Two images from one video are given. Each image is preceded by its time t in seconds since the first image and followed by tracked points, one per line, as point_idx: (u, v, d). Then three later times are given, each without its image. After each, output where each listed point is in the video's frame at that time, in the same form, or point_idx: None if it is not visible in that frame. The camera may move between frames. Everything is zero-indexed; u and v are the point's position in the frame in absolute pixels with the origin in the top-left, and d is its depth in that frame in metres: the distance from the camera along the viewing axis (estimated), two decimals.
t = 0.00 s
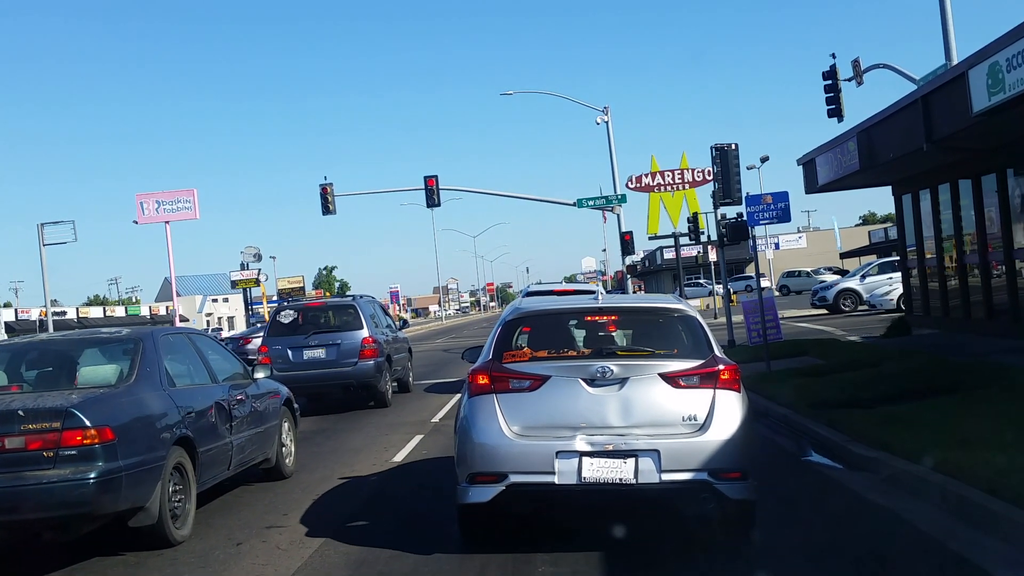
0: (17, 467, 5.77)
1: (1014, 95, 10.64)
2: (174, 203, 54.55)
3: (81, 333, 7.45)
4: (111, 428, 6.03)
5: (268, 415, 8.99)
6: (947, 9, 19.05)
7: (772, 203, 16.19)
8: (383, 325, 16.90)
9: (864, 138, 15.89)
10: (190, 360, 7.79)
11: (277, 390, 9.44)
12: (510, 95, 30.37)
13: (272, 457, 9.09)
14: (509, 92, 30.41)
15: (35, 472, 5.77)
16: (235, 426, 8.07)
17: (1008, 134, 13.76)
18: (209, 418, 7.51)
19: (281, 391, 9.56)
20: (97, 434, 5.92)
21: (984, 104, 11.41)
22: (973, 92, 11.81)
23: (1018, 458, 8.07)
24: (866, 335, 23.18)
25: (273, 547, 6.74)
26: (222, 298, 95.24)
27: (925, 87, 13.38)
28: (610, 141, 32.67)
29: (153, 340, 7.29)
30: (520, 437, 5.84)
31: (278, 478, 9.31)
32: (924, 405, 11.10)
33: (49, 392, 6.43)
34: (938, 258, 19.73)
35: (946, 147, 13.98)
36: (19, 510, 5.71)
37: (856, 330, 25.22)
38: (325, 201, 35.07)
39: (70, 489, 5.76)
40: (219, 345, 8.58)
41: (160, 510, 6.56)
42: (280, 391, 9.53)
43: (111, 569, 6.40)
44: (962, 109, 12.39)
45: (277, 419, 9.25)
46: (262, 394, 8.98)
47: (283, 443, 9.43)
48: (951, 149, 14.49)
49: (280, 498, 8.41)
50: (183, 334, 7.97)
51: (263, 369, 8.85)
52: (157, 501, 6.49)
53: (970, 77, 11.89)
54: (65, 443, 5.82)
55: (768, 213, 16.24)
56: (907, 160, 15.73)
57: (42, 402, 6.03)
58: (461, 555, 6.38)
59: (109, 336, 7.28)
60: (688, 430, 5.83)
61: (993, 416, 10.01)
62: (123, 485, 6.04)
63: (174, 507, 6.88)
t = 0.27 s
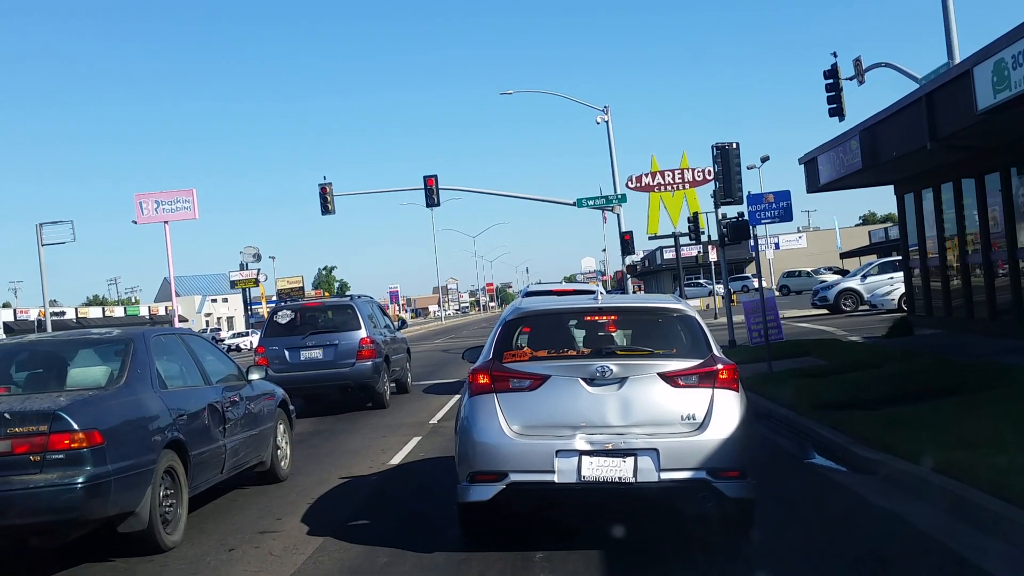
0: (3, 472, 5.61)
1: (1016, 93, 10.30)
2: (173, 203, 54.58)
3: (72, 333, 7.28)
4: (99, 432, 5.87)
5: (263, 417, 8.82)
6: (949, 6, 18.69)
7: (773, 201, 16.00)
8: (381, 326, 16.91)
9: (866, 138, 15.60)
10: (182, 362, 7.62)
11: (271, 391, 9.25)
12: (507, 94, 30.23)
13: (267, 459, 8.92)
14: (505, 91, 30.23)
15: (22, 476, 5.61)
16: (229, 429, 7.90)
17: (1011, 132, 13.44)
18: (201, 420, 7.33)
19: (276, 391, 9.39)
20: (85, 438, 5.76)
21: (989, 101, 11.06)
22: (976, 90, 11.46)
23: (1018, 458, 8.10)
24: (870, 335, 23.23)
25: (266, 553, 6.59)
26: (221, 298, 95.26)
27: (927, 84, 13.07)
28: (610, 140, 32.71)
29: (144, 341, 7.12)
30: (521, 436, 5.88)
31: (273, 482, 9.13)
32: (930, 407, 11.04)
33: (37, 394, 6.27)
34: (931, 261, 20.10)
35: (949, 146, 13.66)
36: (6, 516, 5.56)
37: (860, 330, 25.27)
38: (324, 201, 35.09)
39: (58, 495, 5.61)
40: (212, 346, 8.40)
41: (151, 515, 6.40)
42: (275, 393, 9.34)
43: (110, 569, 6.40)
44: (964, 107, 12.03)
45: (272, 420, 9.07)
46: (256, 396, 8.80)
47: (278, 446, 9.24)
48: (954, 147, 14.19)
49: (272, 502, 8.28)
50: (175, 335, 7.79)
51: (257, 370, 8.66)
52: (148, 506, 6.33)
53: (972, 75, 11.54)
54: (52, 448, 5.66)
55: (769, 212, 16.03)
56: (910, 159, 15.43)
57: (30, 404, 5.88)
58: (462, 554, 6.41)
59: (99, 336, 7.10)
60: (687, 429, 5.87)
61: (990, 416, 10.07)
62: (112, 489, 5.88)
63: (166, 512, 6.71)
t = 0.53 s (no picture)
0: None
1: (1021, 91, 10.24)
2: (172, 203, 54.59)
3: (60, 334, 7.07)
4: (87, 436, 5.68)
5: (258, 420, 8.58)
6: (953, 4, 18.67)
7: (776, 201, 15.64)
8: (379, 326, 16.91)
9: (869, 137, 15.55)
10: (174, 364, 7.40)
11: (266, 393, 9.01)
12: (505, 94, 29.89)
13: (262, 463, 8.68)
14: (502, 91, 29.92)
15: (7, 482, 5.43)
16: (222, 432, 7.68)
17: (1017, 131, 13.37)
18: (193, 423, 7.11)
19: (271, 393, 9.17)
20: (72, 442, 5.58)
21: (996, 98, 10.94)
22: (981, 87, 11.40)
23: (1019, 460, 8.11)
24: (876, 335, 23.25)
25: (258, 560, 6.43)
26: (220, 299, 95.26)
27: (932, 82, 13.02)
28: (611, 139, 32.74)
29: (134, 342, 6.91)
30: (522, 436, 5.91)
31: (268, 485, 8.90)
32: (933, 408, 11.02)
33: (23, 397, 6.07)
34: (932, 258, 20.20)
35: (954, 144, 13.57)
36: None
37: (864, 330, 25.30)
38: (322, 201, 35.10)
39: (44, 501, 5.42)
40: (205, 348, 8.17)
41: (140, 521, 6.19)
42: (270, 395, 9.09)
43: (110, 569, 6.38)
44: (969, 105, 11.97)
45: (267, 423, 8.81)
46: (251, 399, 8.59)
47: (273, 449, 9.01)
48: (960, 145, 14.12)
49: (267, 506, 8.07)
50: (167, 336, 7.57)
51: (251, 373, 8.46)
52: (137, 512, 6.13)
53: (977, 72, 11.48)
54: (38, 453, 5.47)
55: (771, 212, 15.68)
56: (914, 157, 15.38)
57: (15, 408, 5.68)
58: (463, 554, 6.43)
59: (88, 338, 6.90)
60: (687, 429, 5.90)
61: (990, 417, 10.09)
62: (100, 495, 5.69)
63: (156, 518, 6.50)
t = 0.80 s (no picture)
0: None
1: None
2: (172, 203, 54.60)
3: (49, 335, 6.74)
4: (72, 441, 5.38)
5: (252, 423, 8.17)
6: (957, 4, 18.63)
7: (778, 200, 15.49)
8: (378, 327, 16.90)
9: (873, 135, 15.47)
10: (166, 365, 7.05)
11: (261, 394, 8.63)
12: (505, 94, 30.14)
13: (256, 467, 8.30)
14: (503, 91, 30.16)
15: None
16: (214, 436, 7.27)
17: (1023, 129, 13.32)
18: (184, 426, 6.72)
19: (267, 395, 8.80)
20: (57, 447, 5.28)
21: (1002, 95, 10.90)
22: (988, 84, 11.36)
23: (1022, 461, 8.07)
24: (881, 335, 23.23)
25: (250, 569, 6.20)
26: (220, 299, 95.31)
27: (938, 79, 12.97)
28: (612, 140, 32.70)
29: (125, 342, 6.58)
30: (522, 436, 5.90)
31: (264, 489, 8.54)
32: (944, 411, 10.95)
33: (7, 401, 5.77)
34: (936, 258, 20.17)
35: (959, 142, 13.53)
36: None
37: (867, 330, 25.28)
38: (321, 201, 35.11)
39: (28, 509, 5.13)
40: (196, 347, 7.78)
41: (129, 528, 5.85)
42: (266, 397, 8.70)
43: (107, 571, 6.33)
44: (976, 102, 11.93)
45: (261, 426, 8.42)
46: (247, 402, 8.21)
47: (269, 453, 8.60)
48: (965, 143, 14.07)
49: (262, 512, 7.77)
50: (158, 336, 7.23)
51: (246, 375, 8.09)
52: (125, 519, 5.78)
53: (985, 69, 11.44)
54: (21, 458, 5.18)
55: (774, 211, 15.52)
56: (919, 155, 15.31)
57: None
58: (463, 554, 6.42)
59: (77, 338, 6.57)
60: (688, 430, 5.89)
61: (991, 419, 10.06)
62: (86, 502, 5.38)
63: (145, 525, 6.12)
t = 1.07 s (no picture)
0: None
1: None
2: (171, 203, 54.55)
3: (32, 336, 6.38)
4: (53, 446, 5.01)
5: (243, 427, 7.85)
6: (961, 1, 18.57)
7: (780, 198, 15.42)
8: (375, 328, 16.84)
9: (877, 132, 15.37)
10: (155, 367, 6.69)
11: (253, 397, 8.30)
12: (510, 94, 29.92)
13: (248, 471, 7.97)
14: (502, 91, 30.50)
15: None
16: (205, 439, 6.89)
17: None
18: (173, 429, 6.35)
19: (259, 399, 8.48)
20: (38, 452, 4.92)
21: (1010, 91, 10.83)
22: (995, 80, 11.29)
23: None
24: (882, 335, 23.19)
25: None
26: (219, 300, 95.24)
27: (944, 75, 12.90)
28: (612, 139, 32.66)
29: (111, 343, 6.22)
30: (522, 438, 5.85)
31: (255, 494, 8.23)
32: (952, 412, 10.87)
33: None
34: (939, 257, 20.11)
35: (965, 139, 13.45)
36: None
37: (868, 330, 25.23)
38: (320, 201, 35.08)
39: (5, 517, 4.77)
40: (186, 349, 7.42)
41: (115, 536, 5.48)
42: (258, 400, 8.39)
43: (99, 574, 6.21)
44: (982, 99, 11.86)
45: (253, 429, 8.11)
46: (239, 405, 7.86)
47: (260, 456, 8.30)
48: (971, 141, 14.00)
49: (256, 518, 7.51)
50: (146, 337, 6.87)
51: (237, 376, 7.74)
52: (110, 526, 5.40)
53: (992, 64, 11.37)
54: None
55: (777, 209, 15.45)
56: (923, 153, 15.22)
57: None
58: (461, 556, 6.38)
59: (61, 339, 6.21)
60: (689, 431, 5.84)
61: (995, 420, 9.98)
62: (68, 510, 5.02)
63: (131, 532, 5.72)
